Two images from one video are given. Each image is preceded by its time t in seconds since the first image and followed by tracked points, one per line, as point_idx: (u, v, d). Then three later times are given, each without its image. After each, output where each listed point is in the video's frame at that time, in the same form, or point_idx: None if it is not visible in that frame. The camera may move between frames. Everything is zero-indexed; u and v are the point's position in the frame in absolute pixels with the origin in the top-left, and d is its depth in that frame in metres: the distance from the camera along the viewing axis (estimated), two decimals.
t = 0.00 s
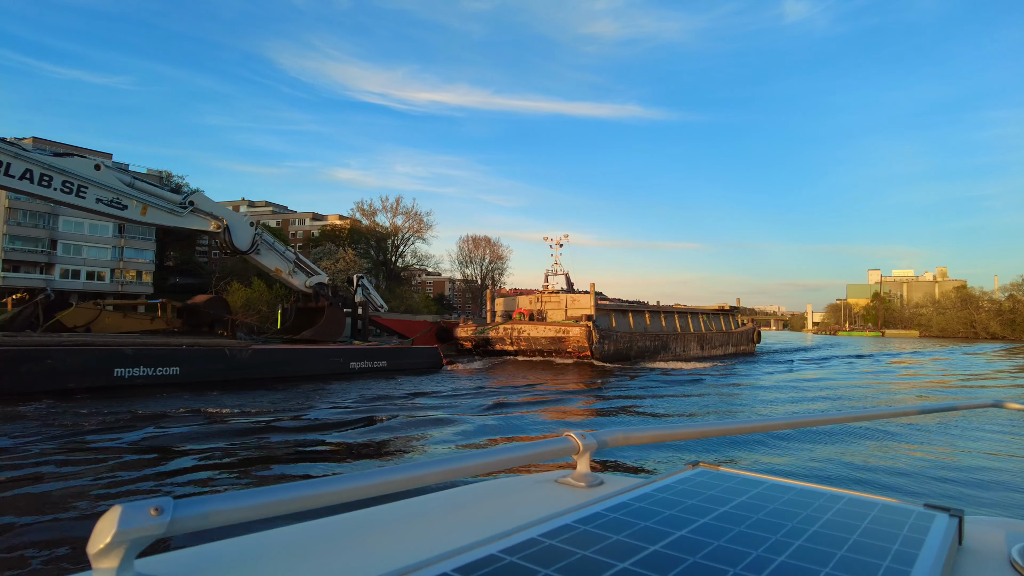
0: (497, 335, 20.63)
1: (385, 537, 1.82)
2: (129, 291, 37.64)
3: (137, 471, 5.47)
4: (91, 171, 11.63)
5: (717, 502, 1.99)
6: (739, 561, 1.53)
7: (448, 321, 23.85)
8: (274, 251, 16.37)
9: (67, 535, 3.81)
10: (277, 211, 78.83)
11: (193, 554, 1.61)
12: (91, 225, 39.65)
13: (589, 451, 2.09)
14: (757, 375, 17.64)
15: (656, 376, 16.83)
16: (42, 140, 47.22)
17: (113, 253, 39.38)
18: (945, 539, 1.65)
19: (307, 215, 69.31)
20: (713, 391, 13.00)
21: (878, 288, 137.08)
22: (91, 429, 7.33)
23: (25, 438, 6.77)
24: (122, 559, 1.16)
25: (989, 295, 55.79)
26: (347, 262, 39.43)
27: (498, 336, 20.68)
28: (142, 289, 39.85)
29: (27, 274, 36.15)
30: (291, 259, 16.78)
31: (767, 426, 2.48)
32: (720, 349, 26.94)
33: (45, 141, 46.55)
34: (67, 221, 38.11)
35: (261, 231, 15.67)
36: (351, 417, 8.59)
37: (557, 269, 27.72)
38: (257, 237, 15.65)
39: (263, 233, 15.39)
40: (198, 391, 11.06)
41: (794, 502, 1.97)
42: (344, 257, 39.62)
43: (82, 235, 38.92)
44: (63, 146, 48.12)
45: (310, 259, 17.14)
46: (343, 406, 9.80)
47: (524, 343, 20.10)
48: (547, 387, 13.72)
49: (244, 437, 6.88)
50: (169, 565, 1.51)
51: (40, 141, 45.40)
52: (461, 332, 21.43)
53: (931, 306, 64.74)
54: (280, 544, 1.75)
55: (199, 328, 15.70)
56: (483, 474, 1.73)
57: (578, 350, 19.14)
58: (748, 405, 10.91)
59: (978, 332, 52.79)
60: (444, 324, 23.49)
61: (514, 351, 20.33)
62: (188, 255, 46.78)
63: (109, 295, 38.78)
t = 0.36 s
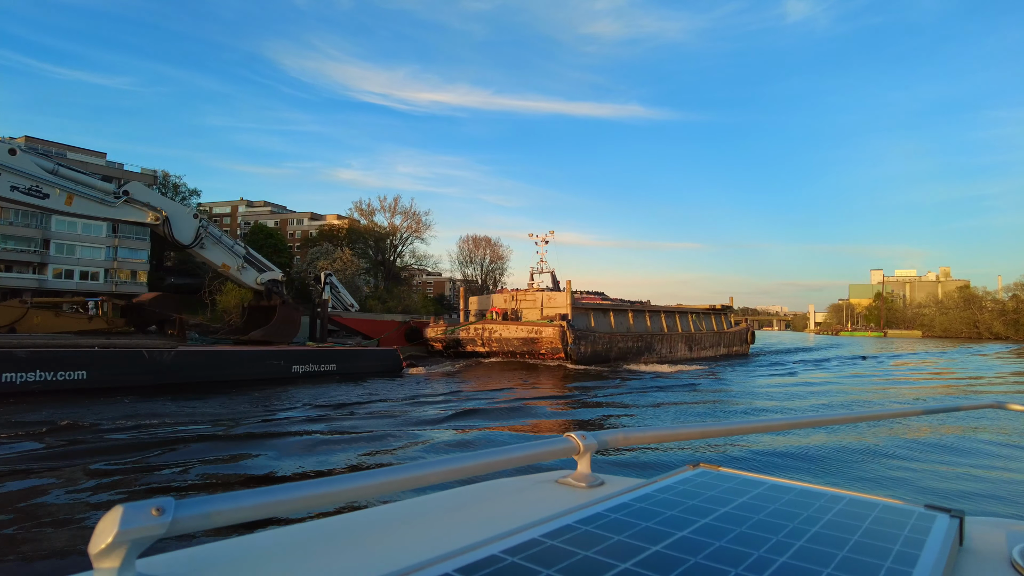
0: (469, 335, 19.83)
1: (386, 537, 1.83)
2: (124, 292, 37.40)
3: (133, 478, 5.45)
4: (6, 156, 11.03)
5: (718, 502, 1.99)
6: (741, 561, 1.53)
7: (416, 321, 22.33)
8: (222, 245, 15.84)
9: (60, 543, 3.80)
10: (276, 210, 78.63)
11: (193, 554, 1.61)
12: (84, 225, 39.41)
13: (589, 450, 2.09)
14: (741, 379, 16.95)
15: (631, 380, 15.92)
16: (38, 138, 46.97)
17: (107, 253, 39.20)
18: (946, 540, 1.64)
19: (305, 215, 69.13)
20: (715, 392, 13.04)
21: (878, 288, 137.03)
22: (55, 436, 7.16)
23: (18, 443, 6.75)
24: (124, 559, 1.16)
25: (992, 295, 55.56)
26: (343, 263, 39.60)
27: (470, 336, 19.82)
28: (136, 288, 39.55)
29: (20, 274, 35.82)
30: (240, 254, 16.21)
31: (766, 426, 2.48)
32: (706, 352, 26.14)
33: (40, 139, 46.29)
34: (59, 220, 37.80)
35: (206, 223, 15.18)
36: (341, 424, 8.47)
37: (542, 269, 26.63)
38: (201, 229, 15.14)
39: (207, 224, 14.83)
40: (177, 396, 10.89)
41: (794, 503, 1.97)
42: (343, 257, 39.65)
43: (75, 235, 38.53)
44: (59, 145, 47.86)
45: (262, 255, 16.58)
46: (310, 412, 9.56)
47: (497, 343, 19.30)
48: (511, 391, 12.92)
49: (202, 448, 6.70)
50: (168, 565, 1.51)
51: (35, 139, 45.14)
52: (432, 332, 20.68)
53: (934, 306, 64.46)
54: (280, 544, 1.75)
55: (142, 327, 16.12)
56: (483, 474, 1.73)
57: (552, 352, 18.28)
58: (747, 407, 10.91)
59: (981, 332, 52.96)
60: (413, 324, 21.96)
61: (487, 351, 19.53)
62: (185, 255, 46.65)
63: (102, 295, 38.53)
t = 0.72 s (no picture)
0: (437, 335, 18.67)
1: (384, 537, 1.83)
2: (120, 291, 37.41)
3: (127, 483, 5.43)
4: None
5: (715, 502, 1.99)
6: (737, 562, 1.53)
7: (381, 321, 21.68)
8: (164, 238, 14.71)
9: (56, 555, 3.81)
10: (275, 211, 78.66)
11: (190, 555, 1.61)
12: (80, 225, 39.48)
13: (587, 451, 2.09)
14: (723, 384, 15.90)
15: (602, 386, 14.68)
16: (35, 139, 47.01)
17: (102, 252, 39.44)
18: (943, 540, 1.64)
19: (304, 215, 69.12)
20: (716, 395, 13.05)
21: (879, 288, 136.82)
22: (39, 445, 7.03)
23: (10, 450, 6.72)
24: (119, 559, 1.16)
25: (996, 295, 55.29)
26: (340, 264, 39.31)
27: (436, 336, 18.67)
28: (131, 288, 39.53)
29: (14, 274, 35.85)
30: (183, 248, 14.98)
31: (765, 426, 2.47)
32: (692, 353, 24.78)
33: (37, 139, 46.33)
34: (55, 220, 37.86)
35: (142, 214, 14.06)
36: (331, 429, 8.33)
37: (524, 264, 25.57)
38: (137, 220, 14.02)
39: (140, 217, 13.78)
40: (167, 401, 10.78)
41: (792, 503, 1.97)
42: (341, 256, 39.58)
43: (69, 234, 38.61)
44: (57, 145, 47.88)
45: (208, 249, 15.39)
46: (294, 419, 9.35)
47: (465, 344, 18.16)
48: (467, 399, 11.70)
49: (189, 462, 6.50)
50: (166, 565, 1.51)
51: (32, 139, 45.16)
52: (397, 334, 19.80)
53: (938, 306, 64.12)
54: (278, 544, 1.75)
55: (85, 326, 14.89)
56: (481, 474, 1.73)
57: (522, 353, 17.11)
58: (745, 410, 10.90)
59: (984, 332, 52.83)
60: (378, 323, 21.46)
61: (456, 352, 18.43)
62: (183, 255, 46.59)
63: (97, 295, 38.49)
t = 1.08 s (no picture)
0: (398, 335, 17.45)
1: (383, 538, 1.83)
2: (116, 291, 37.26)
3: (123, 486, 5.43)
4: None
5: (714, 503, 1.99)
6: (735, 562, 1.52)
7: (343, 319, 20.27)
8: (95, 230, 14.38)
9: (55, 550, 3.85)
10: (273, 211, 78.50)
11: (189, 556, 1.61)
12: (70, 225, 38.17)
13: (585, 452, 2.09)
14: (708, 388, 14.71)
15: (572, 390, 13.51)
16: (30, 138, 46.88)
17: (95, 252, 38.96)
18: (942, 540, 1.64)
19: (303, 215, 69.03)
20: (717, 397, 13.03)
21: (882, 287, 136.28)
22: (34, 446, 7.03)
23: (5, 451, 6.73)
24: (117, 560, 1.16)
25: (1000, 294, 55.04)
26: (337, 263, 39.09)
27: (397, 337, 17.46)
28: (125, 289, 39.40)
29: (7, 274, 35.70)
30: (115, 241, 14.53)
31: (763, 427, 2.46)
32: (674, 355, 23.44)
33: (33, 138, 46.33)
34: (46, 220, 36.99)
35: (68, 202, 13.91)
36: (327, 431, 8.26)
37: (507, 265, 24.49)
38: (61, 210, 13.86)
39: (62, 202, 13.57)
40: (164, 401, 10.79)
41: (790, 504, 1.96)
42: (335, 253, 39.54)
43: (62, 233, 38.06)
44: (53, 145, 47.93)
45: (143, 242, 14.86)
46: (239, 429, 8.36)
47: (427, 345, 16.91)
48: (416, 406, 10.72)
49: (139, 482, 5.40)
50: (162, 566, 1.51)
51: (28, 138, 45.18)
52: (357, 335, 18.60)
53: (942, 305, 63.82)
54: (278, 546, 1.75)
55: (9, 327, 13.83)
56: (481, 475, 1.73)
57: (485, 355, 15.88)
58: (741, 412, 10.92)
59: (988, 331, 52.48)
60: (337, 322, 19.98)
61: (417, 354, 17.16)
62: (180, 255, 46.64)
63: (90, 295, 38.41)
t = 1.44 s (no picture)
0: (353, 336, 16.53)
1: (385, 540, 1.83)
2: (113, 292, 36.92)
3: (127, 487, 5.44)
4: None
5: (717, 504, 1.98)
6: (738, 563, 1.52)
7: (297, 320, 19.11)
8: (13, 222, 13.43)
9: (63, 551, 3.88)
10: (273, 210, 78.36)
11: (193, 558, 1.61)
12: (66, 223, 37.47)
13: (588, 453, 2.09)
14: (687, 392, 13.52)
15: (533, 396, 12.32)
16: (27, 138, 46.60)
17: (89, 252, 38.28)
18: (946, 541, 1.63)
19: (302, 215, 68.94)
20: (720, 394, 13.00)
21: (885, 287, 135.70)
22: (39, 447, 7.06)
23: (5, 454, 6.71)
24: (119, 563, 1.16)
25: (1004, 294, 54.83)
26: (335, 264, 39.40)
27: (352, 338, 16.57)
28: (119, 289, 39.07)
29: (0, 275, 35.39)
30: (33, 233, 13.46)
31: (765, 425, 2.46)
32: (657, 357, 21.89)
33: (29, 138, 46.01)
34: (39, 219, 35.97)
35: None
36: (330, 433, 8.25)
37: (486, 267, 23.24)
38: None
39: None
40: (163, 403, 10.80)
41: (793, 504, 1.96)
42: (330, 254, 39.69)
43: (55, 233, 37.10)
44: (50, 145, 47.84)
45: (64, 235, 13.44)
46: (173, 441, 7.46)
47: (383, 346, 15.92)
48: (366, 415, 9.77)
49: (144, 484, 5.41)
50: (165, 568, 1.51)
51: (25, 138, 45.10)
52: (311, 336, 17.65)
53: (947, 304, 63.55)
54: (281, 547, 1.76)
55: None
56: (483, 476, 1.73)
57: (442, 357, 14.82)
58: (743, 411, 10.89)
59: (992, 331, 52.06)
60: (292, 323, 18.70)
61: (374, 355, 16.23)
62: (180, 255, 46.73)
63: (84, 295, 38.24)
